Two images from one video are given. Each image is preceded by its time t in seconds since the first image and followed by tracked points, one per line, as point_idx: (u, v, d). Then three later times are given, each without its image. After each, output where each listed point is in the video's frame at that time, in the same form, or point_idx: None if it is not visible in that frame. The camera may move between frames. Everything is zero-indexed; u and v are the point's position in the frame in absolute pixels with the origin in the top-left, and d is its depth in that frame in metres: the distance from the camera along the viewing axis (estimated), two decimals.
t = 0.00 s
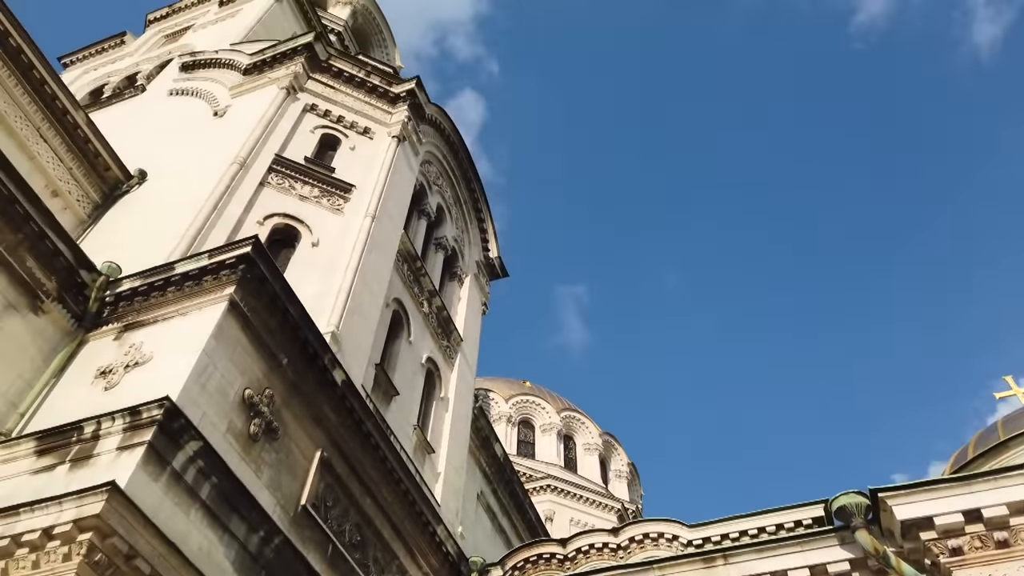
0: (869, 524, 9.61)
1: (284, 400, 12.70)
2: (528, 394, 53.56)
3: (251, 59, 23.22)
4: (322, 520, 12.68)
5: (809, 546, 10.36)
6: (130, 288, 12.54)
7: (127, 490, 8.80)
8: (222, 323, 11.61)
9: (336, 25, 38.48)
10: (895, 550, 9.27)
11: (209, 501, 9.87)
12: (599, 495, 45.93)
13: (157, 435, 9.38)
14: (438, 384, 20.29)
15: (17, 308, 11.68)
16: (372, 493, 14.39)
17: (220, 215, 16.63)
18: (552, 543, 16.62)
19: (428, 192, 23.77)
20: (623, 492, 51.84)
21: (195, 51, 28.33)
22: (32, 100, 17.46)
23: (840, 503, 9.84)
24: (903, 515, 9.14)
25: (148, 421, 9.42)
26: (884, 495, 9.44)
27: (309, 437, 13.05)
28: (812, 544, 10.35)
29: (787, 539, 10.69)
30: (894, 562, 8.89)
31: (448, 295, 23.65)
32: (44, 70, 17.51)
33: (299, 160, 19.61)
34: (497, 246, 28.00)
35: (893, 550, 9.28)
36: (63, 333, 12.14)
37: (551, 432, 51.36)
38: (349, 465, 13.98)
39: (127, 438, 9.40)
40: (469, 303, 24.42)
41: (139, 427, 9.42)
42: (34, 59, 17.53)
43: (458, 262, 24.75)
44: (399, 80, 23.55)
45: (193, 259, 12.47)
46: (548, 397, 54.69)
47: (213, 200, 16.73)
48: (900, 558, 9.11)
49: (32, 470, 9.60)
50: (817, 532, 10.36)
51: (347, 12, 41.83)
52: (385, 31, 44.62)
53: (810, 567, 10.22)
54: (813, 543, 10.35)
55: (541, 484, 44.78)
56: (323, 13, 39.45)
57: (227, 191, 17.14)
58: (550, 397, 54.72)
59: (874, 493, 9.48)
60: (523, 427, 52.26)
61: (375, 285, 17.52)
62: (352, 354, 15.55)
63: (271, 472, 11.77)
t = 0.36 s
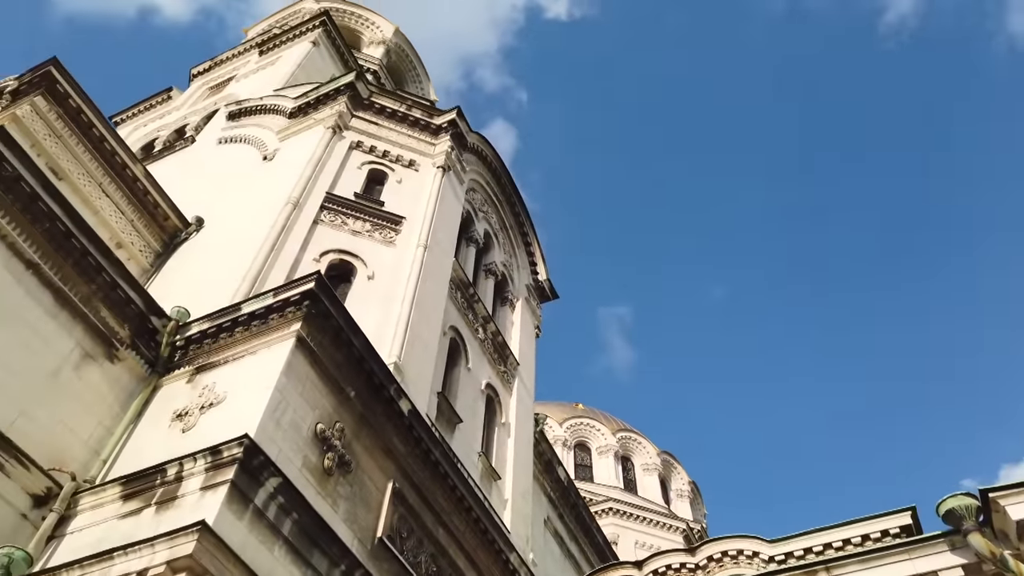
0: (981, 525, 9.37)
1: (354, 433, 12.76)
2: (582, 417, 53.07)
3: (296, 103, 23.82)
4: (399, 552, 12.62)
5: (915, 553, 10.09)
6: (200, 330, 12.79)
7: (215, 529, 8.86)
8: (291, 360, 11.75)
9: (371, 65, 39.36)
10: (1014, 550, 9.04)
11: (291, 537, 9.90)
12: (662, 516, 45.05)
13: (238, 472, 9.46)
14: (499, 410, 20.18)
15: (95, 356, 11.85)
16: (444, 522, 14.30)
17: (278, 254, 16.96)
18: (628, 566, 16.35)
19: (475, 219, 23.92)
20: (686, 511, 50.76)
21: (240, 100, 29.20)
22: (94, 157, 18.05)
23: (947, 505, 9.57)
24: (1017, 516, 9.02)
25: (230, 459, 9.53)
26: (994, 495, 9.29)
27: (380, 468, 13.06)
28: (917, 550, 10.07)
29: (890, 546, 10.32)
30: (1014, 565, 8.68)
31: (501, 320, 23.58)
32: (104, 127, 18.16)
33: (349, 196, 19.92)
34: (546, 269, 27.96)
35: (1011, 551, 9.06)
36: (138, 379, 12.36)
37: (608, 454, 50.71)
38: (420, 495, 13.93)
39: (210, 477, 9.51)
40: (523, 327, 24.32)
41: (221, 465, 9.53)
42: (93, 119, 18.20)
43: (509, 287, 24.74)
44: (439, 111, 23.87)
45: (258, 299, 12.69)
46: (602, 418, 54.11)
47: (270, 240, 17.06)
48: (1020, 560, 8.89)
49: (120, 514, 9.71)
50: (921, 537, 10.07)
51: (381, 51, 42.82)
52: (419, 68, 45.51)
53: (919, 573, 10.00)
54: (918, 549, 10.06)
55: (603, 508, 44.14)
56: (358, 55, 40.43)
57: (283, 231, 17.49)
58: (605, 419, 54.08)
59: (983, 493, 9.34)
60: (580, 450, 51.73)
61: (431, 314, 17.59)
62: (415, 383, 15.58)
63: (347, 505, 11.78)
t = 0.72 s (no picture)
0: None
1: (408, 446, 12.78)
2: (624, 424, 52.63)
3: (329, 124, 24.16)
4: (458, 564, 12.57)
5: (1002, 544, 11.70)
6: (251, 351, 12.93)
7: (283, 544, 8.92)
8: (343, 376, 11.82)
9: (397, 84, 39.82)
10: None
11: (355, 552, 9.91)
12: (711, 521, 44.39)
13: (301, 489, 9.51)
14: (546, 419, 20.07)
15: (151, 382, 11.99)
16: (500, 533, 14.23)
17: (321, 273, 17.17)
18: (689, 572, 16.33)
19: (511, 229, 23.96)
20: (735, 516, 49.97)
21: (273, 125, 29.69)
22: (138, 188, 18.43)
23: None
24: None
25: (292, 476, 9.59)
26: None
27: (435, 480, 13.06)
28: (1004, 542, 11.72)
29: (976, 539, 11.98)
30: None
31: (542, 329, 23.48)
32: (146, 158, 18.51)
33: (386, 212, 20.09)
34: (583, 275, 27.86)
35: None
36: (193, 402, 12.53)
37: (652, 460, 50.18)
38: (475, 506, 13.88)
39: (272, 495, 9.58)
40: (563, 335, 24.19)
41: (283, 482, 9.60)
42: (135, 151, 18.57)
43: (547, 295, 24.67)
44: (470, 124, 24.02)
45: (307, 317, 12.82)
46: (644, 425, 53.60)
47: (313, 260, 17.25)
48: None
49: (186, 536, 9.78)
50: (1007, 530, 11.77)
51: (405, 70, 43.34)
52: (444, 85, 45.91)
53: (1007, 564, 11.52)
54: (1005, 541, 11.72)
55: (650, 515, 43.65)
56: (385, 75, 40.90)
57: (325, 250, 17.68)
58: (647, 425, 53.57)
59: None
60: (623, 458, 51.28)
61: (475, 325, 17.61)
62: (464, 395, 15.58)
63: (406, 518, 11.79)
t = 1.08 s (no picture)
0: None
1: (448, 453, 12.70)
2: (654, 429, 52.18)
3: (353, 138, 24.30)
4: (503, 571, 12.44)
5: None
6: (289, 362, 12.95)
7: (332, 554, 8.84)
8: (383, 383, 11.79)
9: (417, 96, 40.04)
10: None
11: (402, 560, 9.82)
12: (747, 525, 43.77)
13: (347, 497, 9.46)
14: (581, 423, 19.88)
15: (192, 396, 12.03)
16: (541, 539, 14.10)
17: (352, 284, 17.19)
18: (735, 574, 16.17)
19: (537, 235, 23.90)
20: (771, 519, 49.24)
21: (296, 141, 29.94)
22: (169, 207, 18.61)
23: None
24: None
25: (337, 484, 9.55)
26: None
27: (476, 488, 12.96)
28: None
29: None
30: None
31: (573, 333, 23.30)
32: (176, 177, 18.69)
33: (414, 222, 20.12)
34: (610, 279, 27.68)
35: None
36: (234, 416, 12.57)
37: (685, 465, 49.65)
38: (516, 513, 13.75)
39: (318, 504, 9.53)
40: (594, 339, 23.99)
41: (329, 492, 9.55)
42: (165, 169, 18.75)
43: (576, 300, 24.51)
44: (493, 131, 24.04)
45: (344, 326, 12.83)
46: (674, 429, 53.11)
47: (344, 271, 17.30)
48: None
49: (233, 548, 9.75)
50: None
51: (424, 82, 43.62)
52: (462, 95, 46.10)
53: None
54: None
55: (685, 521, 43.15)
56: (404, 88, 41.16)
57: (355, 260, 17.74)
58: (678, 430, 53.07)
59: None
60: (654, 464, 50.79)
61: (507, 331, 17.51)
62: (500, 400, 15.47)
63: (450, 526, 11.68)
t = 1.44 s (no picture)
0: None
1: (480, 453, 12.62)
2: (679, 430, 51.81)
3: (371, 145, 24.38)
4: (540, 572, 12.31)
5: None
6: (318, 367, 12.96)
7: (371, 555, 8.76)
8: (413, 385, 11.74)
9: (431, 103, 40.16)
10: None
11: (439, 561, 9.74)
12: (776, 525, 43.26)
13: (384, 498, 9.40)
14: (608, 423, 19.71)
15: (224, 403, 12.05)
16: (576, 540, 13.95)
17: (377, 289, 17.20)
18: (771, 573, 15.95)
19: (558, 236, 23.82)
20: (800, 518, 48.65)
21: (315, 151, 30.11)
22: (193, 218, 18.75)
23: None
24: None
25: (373, 485, 9.50)
26: None
27: (509, 488, 12.86)
28: None
29: None
30: None
31: (597, 333, 23.15)
32: (199, 187, 18.80)
33: (435, 225, 20.12)
34: (632, 278, 27.53)
35: None
36: (266, 421, 12.58)
37: (711, 466, 49.22)
38: (550, 513, 13.63)
39: (355, 506, 9.48)
40: (618, 338, 23.82)
41: (365, 493, 9.50)
42: (189, 181, 18.87)
43: (599, 300, 24.36)
44: (510, 134, 24.02)
45: (372, 329, 12.81)
46: (699, 430, 52.69)
47: (368, 276, 17.32)
48: None
49: (271, 552, 9.73)
50: None
51: (438, 89, 43.77)
52: (477, 101, 46.22)
53: None
54: None
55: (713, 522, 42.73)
56: (418, 96, 41.32)
57: (379, 265, 17.75)
58: (702, 430, 52.65)
59: None
60: (680, 465, 50.39)
61: (533, 331, 17.42)
62: (529, 401, 15.38)
63: (485, 527, 11.59)
